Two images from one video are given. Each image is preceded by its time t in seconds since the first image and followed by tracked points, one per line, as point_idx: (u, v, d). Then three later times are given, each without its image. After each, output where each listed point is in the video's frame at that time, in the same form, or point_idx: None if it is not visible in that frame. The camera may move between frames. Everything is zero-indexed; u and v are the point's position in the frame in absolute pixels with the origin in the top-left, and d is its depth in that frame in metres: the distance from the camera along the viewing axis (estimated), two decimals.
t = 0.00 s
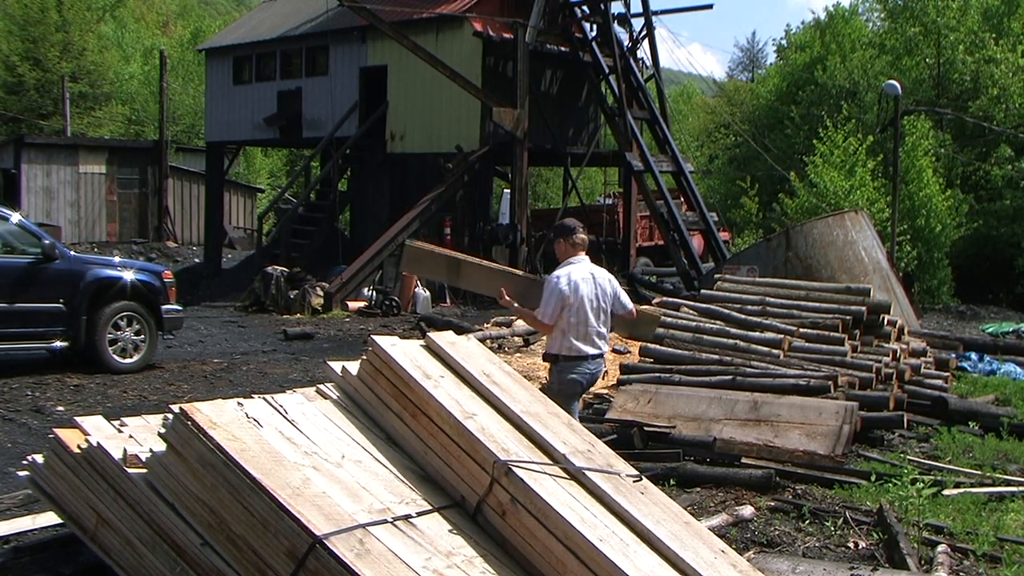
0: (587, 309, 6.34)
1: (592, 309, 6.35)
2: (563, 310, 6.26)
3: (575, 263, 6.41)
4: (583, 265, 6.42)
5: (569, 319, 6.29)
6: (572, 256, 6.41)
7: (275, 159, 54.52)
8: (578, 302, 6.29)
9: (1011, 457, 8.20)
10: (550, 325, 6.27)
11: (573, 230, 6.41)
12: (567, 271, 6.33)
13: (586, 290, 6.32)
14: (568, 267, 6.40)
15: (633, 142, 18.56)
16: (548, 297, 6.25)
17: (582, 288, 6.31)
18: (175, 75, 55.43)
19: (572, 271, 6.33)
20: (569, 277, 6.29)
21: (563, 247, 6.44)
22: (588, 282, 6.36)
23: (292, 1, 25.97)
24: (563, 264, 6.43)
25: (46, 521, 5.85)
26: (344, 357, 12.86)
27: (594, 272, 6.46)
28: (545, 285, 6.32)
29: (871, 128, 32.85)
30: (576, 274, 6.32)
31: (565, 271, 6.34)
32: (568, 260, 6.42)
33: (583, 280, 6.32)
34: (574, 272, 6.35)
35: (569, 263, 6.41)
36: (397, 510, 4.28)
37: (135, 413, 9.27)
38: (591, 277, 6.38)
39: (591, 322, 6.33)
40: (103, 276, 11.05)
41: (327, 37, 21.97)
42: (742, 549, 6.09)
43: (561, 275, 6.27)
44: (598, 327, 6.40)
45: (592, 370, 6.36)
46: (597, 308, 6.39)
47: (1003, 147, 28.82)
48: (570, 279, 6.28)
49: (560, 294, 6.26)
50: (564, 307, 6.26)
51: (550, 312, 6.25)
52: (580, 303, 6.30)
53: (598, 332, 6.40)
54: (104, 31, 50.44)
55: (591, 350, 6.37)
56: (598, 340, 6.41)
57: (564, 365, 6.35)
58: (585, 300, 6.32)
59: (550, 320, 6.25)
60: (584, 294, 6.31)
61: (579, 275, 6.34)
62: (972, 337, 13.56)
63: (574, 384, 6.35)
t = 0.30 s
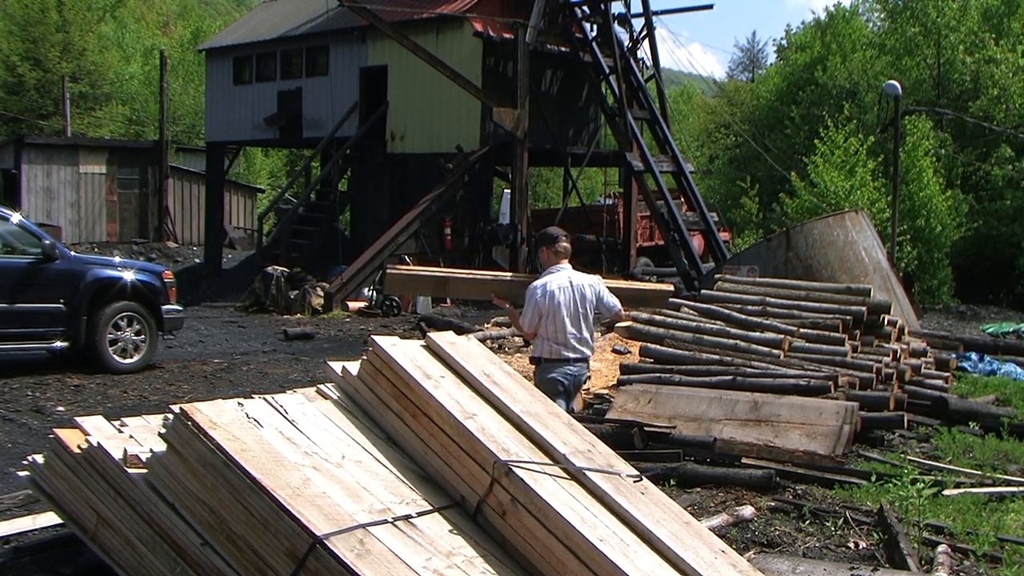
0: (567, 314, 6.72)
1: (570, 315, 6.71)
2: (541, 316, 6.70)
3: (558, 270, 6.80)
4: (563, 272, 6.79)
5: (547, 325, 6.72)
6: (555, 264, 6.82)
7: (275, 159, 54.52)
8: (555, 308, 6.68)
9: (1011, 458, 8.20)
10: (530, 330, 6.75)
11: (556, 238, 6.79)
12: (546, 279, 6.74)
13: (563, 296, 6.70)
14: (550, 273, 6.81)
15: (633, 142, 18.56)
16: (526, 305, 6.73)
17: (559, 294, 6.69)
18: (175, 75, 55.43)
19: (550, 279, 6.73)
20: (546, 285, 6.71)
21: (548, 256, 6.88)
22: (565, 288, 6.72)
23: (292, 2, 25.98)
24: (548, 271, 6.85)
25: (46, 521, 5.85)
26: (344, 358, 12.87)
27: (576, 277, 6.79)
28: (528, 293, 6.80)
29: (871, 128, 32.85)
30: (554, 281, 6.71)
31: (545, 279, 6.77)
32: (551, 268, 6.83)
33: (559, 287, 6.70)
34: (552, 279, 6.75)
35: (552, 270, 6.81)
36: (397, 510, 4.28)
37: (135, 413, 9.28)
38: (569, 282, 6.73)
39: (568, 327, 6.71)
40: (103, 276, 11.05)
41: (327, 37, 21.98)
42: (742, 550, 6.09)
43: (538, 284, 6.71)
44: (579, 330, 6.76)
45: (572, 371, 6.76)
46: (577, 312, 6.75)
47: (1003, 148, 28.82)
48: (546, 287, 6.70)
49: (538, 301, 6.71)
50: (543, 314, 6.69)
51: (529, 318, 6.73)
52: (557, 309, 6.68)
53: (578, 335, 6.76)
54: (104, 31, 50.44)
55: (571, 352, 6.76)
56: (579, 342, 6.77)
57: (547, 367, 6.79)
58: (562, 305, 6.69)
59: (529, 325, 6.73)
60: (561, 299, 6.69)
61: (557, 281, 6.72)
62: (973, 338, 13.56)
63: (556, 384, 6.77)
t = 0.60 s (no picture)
0: (554, 305, 6.77)
1: (558, 305, 6.76)
2: (529, 305, 6.73)
3: (547, 260, 6.84)
4: (552, 262, 6.83)
5: (534, 314, 6.74)
6: (544, 255, 6.87)
7: (275, 159, 54.55)
8: (543, 298, 6.72)
9: (1012, 458, 8.19)
10: (516, 318, 6.76)
11: (547, 231, 6.87)
12: (537, 268, 6.78)
13: (552, 286, 6.74)
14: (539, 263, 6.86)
15: (633, 142, 18.55)
16: (514, 292, 6.74)
17: (547, 284, 6.73)
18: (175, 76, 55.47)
19: (540, 269, 6.77)
20: (536, 274, 6.74)
21: (539, 247, 6.92)
22: (554, 278, 6.76)
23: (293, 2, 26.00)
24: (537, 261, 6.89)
25: (47, 521, 5.86)
26: (344, 358, 12.87)
27: (564, 269, 6.85)
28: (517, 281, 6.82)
29: (872, 128, 32.84)
30: (543, 271, 6.75)
31: (535, 268, 6.80)
32: (540, 258, 6.87)
33: (549, 277, 6.74)
34: (542, 269, 6.78)
35: (542, 260, 6.86)
36: (397, 511, 4.28)
37: (135, 413, 9.28)
38: (558, 273, 6.77)
39: (554, 317, 6.74)
40: (103, 276, 11.06)
41: (328, 38, 21.98)
42: (742, 550, 6.10)
43: (527, 272, 6.73)
44: (565, 321, 6.80)
45: (555, 361, 6.76)
46: (564, 303, 6.79)
47: (1003, 148, 28.80)
48: (535, 276, 6.72)
49: (527, 289, 6.73)
50: (531, 303, 6.73)
51: (517, 306, 6.75)
52: (546, 298, 6.73)
53: (563, 326, 6.79)
54: (104, 32, 50.49)
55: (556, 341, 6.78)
56: (564, 333, 6.80)
57: (530, 356, 6.79)
58: (551, 295, 6.74)
59: (517, 313, 6.75)
60: (549, 290, 6.73)
61: (547, 271, 6.75)
62: (973, 338, 13.56)
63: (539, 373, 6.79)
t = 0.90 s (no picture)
0: (535, 306, 6.79)
1: (539, 306, 6.77)
2: (511, 304, 6.75)
3: (529, 262, 6.90)
4: (535, 264, 6.88)
5: (516, 314, 6.75)
6: (527, 256, 6.93)
7: (275, 160, 54.56)
8: (525, 298, 6.75)
9: (1012, 458, 8.19)
10: (497, 316, 6.78)
11: (532, 232, 6.93)
12: (520, 270, 6.81)
13: (534, 289, 6.77)
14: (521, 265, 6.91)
15: (633, 143, 18.56)
16: (496, 290, 6.77)
17: (529, 285, 6.76)
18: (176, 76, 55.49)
19: (523, 269, 6.80)
20: (518, 275, 6.77)
21: (524, 247, 6.97)
22: (537, 279, 6.79)
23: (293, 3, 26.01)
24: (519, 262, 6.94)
25: (47, 522, 5.86)
26: (344, 359, 12.87)
27: (547, 272, 6.89)
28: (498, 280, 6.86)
29: (872, 129, 32.84)
30: (526, 272, 6.78)
31: (517, 269, 6.84)
32: (523, 259, 6.93)
33: (531, 278, 6.77)
34: (525, 269, 6.82)
35: (524, 261, 6.92)
36: (397, 511, 4.28)
37: (135, 414, 9.28)
38: (540, 275, 6.81)
39: (534, 319, 6.77)
40: (103, 277, 11.06)
41: (327, 38, 21.98)
42: (743, 550, 6.10)
43: (510, 273, 6.77)
44: (544, 323, 6.82)
45: (533, 361, 6.77)
46: (544, 305, 6.82)
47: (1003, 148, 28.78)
48: (518, 275, 6.76)
49: (508, 289, 6.76)
50: (515, 304, 6.75)
51: (498, 305, 6.77)
52: (527, 299, 6.75)
53: (541, 327, 6.82)
54: (104, 32, 50.50)
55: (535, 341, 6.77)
56: (543, 333, 6.82)
57: (509, 355, 6.79)
58: (532, 297, 6.77)
59: (497, 312, 6.77)
60: (531, 291, 6.75)
61: (529, 274, 6.79)
62: (973, 338, 13.57)
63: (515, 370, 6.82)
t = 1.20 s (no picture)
0: (497, 313, 7.17)
1: (498, 313, 7.15)
2: (472, 312, 7.13)
3: (488, 270, 7.26)
4: (494, 272, 7.24)
5: (477, 321, 7.13)
6: (485, 264, 7.28)
7: (275, 161, 54.55)
8: (485, 306, 7.12)
9: (1012, 459, 8.18)
10: (460, 324, 7.18)
11: (488, 240, 7.27)
12: (479, 278, 7.18)
13: (493, 296, 7.14)
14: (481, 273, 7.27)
15: (633, 143, 18.57)
16: (459, 299, 7.15)
17: (488, 293, 7.13)
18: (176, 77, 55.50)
19: (483, 278, 7.17)
20: (477, 284, 7.15)
21: (482, 255, 7.31)
22: (497, 288, 7.17)
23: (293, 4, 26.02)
24: (478, 269, 7.30)
25: (47, 523, 5.85)
26: (344, 360, 12.87)
27: (506, 279, 7.24)
28: (460, 289, 7.23)
29: (872, 129, 32.81)
30: (487, 282, 7.15)
31: (478, 278, 7.21)
32: (482, 267, 7.28)
33: (492, 287, 7.15)
34: (485, 278, 7.18)
35: (483, 269, 7.27)
36: (397, 512, 4.28)
37: (135, 415, 9.28)
38: (499, 283, 7.18)
39: (496, 326, 7.15)
40: (103, 277, 11.06)
41: (327, 39, 21.99)
42: (743, 551, 6.10)
43: (470, 283, 7.14)
44: (504, 329, 7.20)
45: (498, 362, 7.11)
46: (504, 312, 7.19)
47: (1003, 149, 28.79)
48: (479, 286, 7.13)
49: (470, 297, 7.14)
50: (476, 311, 7.13)
51: (461, 313, 7.16)
52: (487, 308, 7.13)
53: (503, 333, 7.19)
54: (104, 33, 50.50)
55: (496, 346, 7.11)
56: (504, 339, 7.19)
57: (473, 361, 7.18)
58: (492, 304, 7.14)
59: (461, 320, 7.16)
60: (489, 299, 7.13)
61: (488, 282, 7.15)
62: (973, 339, 13.58)
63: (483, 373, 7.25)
